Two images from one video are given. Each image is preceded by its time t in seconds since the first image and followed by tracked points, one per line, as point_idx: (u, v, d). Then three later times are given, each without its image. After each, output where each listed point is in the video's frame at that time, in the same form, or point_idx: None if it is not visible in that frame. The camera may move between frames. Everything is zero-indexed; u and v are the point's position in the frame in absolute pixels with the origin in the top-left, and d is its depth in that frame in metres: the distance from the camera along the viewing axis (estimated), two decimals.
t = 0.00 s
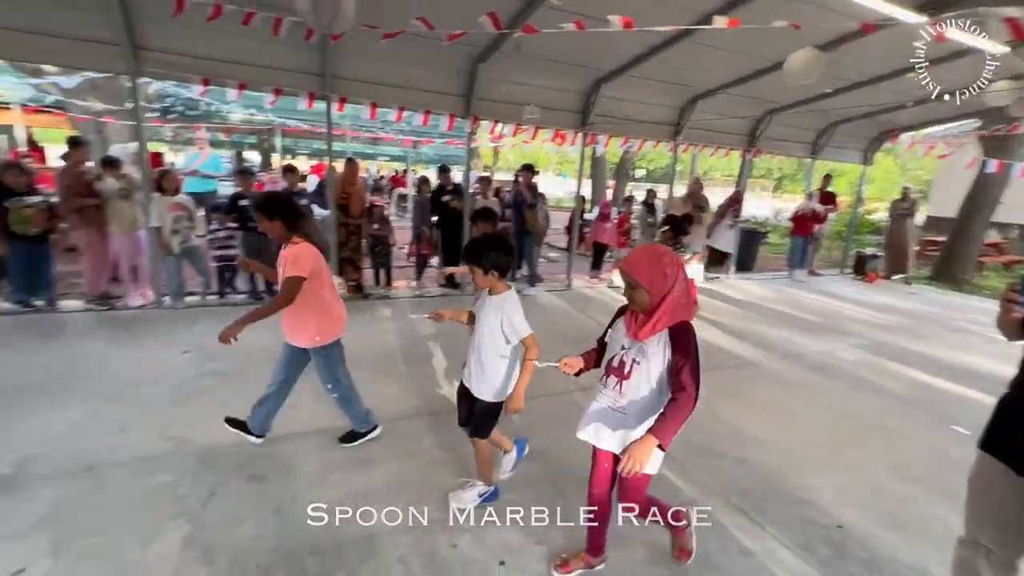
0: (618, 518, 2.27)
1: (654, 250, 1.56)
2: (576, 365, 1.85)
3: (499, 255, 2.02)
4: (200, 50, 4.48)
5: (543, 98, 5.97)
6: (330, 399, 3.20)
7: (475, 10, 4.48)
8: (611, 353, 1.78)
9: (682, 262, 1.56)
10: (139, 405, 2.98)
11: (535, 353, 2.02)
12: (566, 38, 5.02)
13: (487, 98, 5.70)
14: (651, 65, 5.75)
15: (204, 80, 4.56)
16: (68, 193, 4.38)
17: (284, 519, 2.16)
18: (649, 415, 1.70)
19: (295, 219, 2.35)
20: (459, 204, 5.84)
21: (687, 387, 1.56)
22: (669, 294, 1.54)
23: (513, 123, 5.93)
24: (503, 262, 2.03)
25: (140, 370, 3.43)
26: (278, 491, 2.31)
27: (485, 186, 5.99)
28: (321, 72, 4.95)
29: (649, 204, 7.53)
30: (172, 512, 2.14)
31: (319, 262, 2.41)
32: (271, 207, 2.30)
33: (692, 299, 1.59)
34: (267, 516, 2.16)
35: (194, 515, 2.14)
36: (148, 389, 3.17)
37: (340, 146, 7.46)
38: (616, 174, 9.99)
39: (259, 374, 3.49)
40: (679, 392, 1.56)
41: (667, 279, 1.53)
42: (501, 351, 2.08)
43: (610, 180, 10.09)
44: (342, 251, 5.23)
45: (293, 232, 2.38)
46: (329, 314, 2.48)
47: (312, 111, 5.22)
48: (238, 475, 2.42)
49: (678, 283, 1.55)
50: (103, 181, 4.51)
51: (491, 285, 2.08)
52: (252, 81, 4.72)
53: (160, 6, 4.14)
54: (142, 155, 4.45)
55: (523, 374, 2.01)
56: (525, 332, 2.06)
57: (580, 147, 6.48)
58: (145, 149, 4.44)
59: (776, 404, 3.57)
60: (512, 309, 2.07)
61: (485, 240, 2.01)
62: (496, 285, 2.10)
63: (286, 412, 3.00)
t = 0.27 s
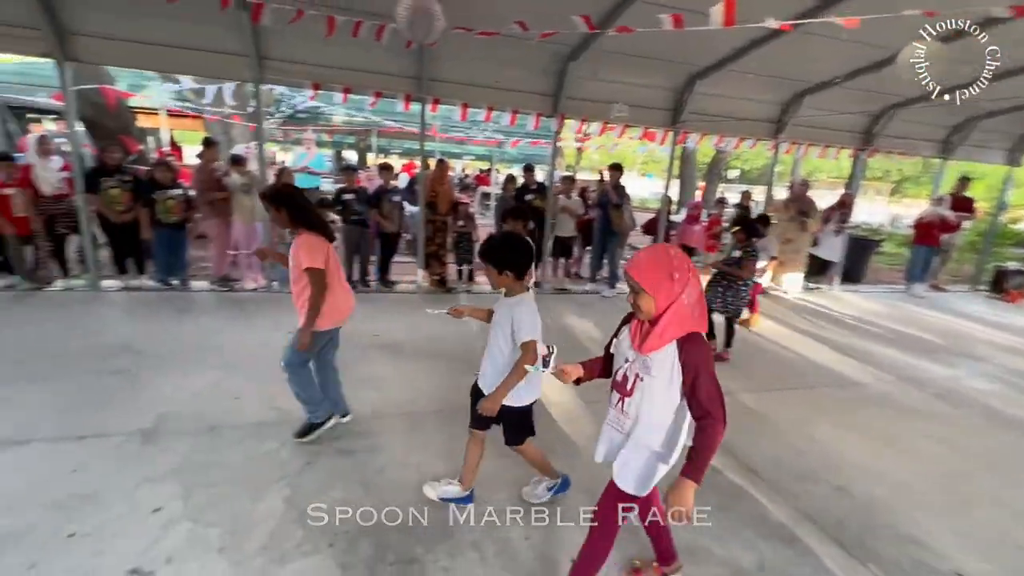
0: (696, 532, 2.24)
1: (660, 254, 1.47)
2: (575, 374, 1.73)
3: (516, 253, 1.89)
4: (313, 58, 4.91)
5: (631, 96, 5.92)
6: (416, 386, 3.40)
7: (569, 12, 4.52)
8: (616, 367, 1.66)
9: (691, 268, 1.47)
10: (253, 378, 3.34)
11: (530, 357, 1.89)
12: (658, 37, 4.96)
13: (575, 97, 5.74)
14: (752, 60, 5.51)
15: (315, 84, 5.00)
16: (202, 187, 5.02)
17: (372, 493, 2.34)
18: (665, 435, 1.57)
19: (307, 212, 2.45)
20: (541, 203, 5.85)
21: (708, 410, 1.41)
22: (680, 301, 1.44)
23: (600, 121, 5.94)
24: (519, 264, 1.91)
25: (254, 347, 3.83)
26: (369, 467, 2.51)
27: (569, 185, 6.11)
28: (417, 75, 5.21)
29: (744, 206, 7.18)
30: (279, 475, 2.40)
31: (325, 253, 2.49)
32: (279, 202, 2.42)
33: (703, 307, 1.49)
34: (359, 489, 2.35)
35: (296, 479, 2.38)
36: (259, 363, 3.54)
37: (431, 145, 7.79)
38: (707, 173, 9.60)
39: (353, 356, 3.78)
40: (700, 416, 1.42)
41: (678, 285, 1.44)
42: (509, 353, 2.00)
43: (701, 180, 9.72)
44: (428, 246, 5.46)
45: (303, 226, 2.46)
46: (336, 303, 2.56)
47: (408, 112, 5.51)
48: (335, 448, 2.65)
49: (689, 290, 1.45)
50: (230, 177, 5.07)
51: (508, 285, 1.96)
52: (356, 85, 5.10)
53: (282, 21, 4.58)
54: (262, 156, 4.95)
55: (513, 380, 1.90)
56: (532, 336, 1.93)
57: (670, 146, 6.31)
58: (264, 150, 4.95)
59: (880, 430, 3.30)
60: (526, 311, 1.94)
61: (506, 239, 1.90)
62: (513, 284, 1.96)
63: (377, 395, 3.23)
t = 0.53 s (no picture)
0: (784, 564, 2.11)
1: (655, 256, 1.35)
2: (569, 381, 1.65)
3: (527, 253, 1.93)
4: (416, 68, 5.21)
5: (731, 99, 5.70)
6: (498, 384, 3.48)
7: (669, 15, 4.42)
8: (611, 378, 1.54)
9: (690, 273, 1.34)
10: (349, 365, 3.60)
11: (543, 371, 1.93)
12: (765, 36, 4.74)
13: (670, 100, 5.63)
14: (876, 57, 5.05)
15: (417, 92, 5.32)
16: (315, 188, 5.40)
17: (454, 482, 2.45)
18: (653, 457, 1.42)
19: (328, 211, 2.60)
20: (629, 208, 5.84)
21: (695, 432, 1.26)
22: (674, 308, 1.30)
23: (697, 125, 5.81)
24: (529, 262, 1.94)
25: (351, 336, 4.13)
26: (451, 458, 2.62)
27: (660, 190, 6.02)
28: (511, 81, 5.34)
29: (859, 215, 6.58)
30: (369, 457, 2.58)
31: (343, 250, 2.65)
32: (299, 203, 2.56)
33: (705, 318, 1.33)
34: (440, 478, 2.46)
35: (385, 462, 2.55)
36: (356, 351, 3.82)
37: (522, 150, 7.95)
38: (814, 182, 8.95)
39: (440, 351, 3.96)
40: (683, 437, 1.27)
41: (672, 291, 1.31)
42: (517, 357, 2.00)
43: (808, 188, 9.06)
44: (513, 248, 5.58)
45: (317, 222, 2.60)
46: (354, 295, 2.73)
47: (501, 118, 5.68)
48: (420, 437, 2.80)
49: (686, 297, 1.31)
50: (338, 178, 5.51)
51: (517, 284, 1.98)
52: (455, 93, 5.35)
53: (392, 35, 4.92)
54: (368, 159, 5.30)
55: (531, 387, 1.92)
56: (541, 337, 1.94)
57: (776, 150, 6.00)
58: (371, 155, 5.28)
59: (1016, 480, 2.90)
60: (532, 313, 1.95)
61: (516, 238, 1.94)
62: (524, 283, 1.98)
63: (460, 390, 3.36)
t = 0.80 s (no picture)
0: None
1: (631, 260, 1.31)
2: (554, 385, 1.67)
3: (524, 252, 1.94)
4: (507, 77, 5.35)
5: (844, 102, 5.25)
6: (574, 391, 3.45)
7: (770, 16, 4.19)
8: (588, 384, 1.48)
9: (667, 283, 1.28)
10: (431, 362, 3.75)
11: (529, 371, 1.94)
12: (886, 38, 4.35)
13: (771, 104, 5.34)
14: None
15: (506, 101, 5.45)
16: (408, 194, 5.76)
17: (526, 486, 2.46)
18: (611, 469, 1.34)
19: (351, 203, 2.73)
20: (722, 218, 5.55)
21: (637, 442, 1.19)
22: (644, 316, 1.25)
23: (802, 130, 5.43)
24: (526, 262, 1.95)
25: (434, 334, 4.28)
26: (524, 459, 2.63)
27: (758, 201, 5.63)
28: (601, 88, 5.32)
29: (1000, 233, 5.76)
30: (445, 451, 2.67)
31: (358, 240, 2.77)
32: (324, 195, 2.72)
33: (679, 328, 1.25)
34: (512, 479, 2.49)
35: (461, 458, 2.63)
36: (439, 349, 3.96)
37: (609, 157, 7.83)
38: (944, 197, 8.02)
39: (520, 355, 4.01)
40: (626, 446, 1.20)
41: (643, 298, 1.27)
42: (507, 358, 1.98)
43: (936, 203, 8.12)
44: (596, 256, 5.44)
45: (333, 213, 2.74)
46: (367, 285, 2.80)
47: (589, 125, 5.67)
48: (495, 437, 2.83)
49: (658, 305, 1.26)
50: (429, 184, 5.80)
51: (512, 283, 1.99)
52: (543, 101, 5.42)
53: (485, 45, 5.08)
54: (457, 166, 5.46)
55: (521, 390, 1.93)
56: (532, 338, 1.94)
57: (898, 156, 5.46)
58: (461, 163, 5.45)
59: None
60: (528, 311, 1.96)
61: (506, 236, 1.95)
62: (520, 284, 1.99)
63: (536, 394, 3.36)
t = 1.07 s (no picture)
0: None
1: (595, 258, 1.28)
2: (538, 381, 1.57)
3: (512, 255, 1.95)
4: (591, 87, 5.32)
5: (974, 106, 4.67)
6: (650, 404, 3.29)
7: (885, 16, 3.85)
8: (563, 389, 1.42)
9: (632, 279, 1.23)
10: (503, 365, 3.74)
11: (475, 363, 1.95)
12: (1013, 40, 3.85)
13: (885, 111, 4.89)
14: None
15: (589, 112, 5.43)
16: (488, 203, 5.73)
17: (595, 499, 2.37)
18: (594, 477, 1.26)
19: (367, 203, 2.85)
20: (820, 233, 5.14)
21: (608, 445, 1.10)
22: (604, 313, 1.20)
23: (921, 139, 4.89)
24: (513, 264, 1.97)
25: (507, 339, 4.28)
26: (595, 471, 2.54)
27: (863, 217, 5.08)
28: (688, 97, 5.14)
29: None
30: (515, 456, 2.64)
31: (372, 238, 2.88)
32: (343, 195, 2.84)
33: (644, 324, 1.19)
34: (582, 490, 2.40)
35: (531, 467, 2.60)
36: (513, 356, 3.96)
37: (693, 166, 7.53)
38: None
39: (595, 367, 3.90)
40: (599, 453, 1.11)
41: (607, 295, 1.21)
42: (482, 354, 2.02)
43: None
44: (678, 270, 5.20)
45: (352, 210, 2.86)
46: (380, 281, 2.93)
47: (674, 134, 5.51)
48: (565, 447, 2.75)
49: (623, 300, 1.20)
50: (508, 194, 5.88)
51: (501, 285, 2.03)
52: (627, 111, 5.34)
53: (570, 57, 5.10)
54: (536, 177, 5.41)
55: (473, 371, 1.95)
56: (498, 334, 1.95)
57: None
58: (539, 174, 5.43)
59: None
60: (510, 310, 1.98)
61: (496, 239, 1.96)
62: (505, 284, 2.02)
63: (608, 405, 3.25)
